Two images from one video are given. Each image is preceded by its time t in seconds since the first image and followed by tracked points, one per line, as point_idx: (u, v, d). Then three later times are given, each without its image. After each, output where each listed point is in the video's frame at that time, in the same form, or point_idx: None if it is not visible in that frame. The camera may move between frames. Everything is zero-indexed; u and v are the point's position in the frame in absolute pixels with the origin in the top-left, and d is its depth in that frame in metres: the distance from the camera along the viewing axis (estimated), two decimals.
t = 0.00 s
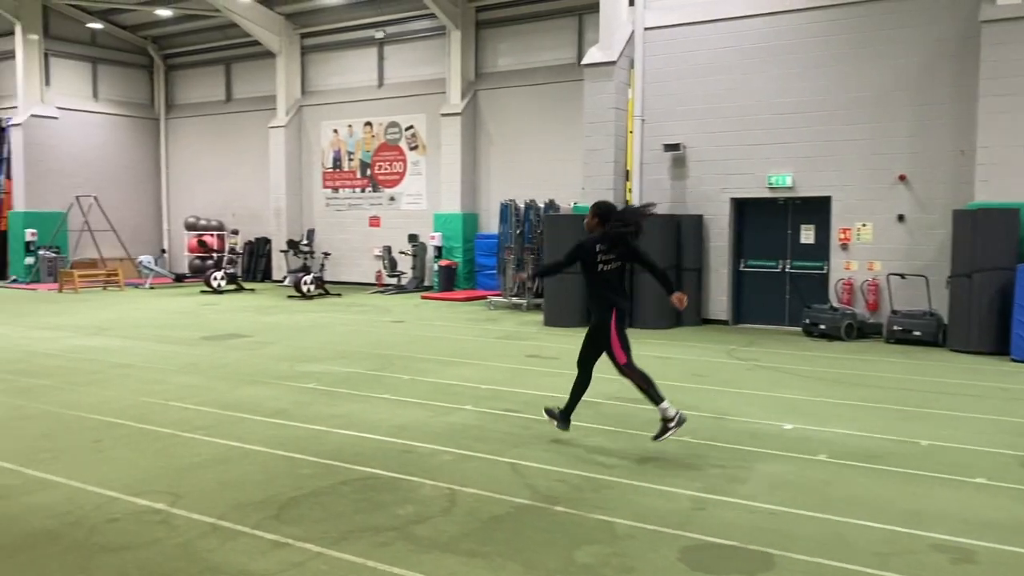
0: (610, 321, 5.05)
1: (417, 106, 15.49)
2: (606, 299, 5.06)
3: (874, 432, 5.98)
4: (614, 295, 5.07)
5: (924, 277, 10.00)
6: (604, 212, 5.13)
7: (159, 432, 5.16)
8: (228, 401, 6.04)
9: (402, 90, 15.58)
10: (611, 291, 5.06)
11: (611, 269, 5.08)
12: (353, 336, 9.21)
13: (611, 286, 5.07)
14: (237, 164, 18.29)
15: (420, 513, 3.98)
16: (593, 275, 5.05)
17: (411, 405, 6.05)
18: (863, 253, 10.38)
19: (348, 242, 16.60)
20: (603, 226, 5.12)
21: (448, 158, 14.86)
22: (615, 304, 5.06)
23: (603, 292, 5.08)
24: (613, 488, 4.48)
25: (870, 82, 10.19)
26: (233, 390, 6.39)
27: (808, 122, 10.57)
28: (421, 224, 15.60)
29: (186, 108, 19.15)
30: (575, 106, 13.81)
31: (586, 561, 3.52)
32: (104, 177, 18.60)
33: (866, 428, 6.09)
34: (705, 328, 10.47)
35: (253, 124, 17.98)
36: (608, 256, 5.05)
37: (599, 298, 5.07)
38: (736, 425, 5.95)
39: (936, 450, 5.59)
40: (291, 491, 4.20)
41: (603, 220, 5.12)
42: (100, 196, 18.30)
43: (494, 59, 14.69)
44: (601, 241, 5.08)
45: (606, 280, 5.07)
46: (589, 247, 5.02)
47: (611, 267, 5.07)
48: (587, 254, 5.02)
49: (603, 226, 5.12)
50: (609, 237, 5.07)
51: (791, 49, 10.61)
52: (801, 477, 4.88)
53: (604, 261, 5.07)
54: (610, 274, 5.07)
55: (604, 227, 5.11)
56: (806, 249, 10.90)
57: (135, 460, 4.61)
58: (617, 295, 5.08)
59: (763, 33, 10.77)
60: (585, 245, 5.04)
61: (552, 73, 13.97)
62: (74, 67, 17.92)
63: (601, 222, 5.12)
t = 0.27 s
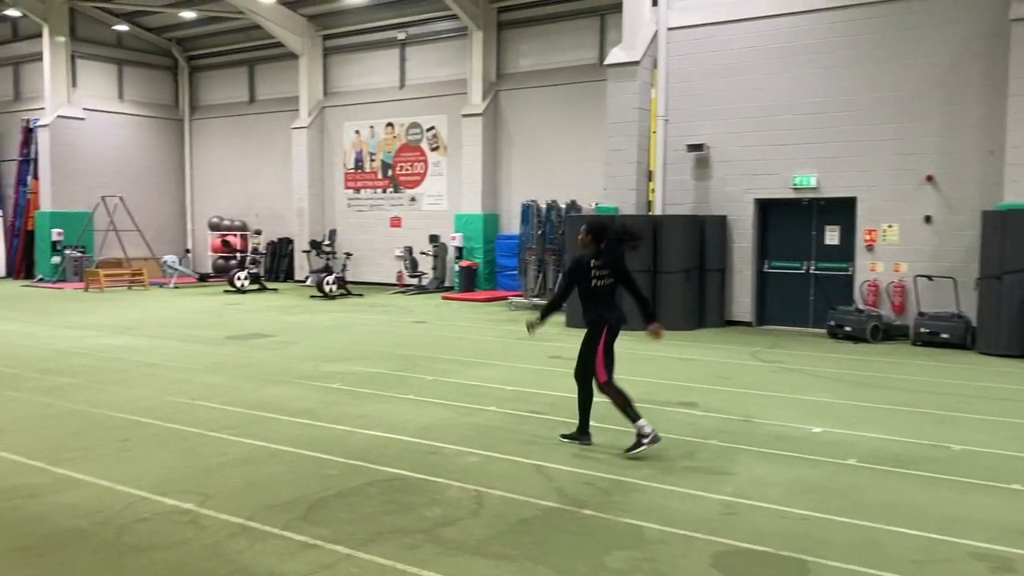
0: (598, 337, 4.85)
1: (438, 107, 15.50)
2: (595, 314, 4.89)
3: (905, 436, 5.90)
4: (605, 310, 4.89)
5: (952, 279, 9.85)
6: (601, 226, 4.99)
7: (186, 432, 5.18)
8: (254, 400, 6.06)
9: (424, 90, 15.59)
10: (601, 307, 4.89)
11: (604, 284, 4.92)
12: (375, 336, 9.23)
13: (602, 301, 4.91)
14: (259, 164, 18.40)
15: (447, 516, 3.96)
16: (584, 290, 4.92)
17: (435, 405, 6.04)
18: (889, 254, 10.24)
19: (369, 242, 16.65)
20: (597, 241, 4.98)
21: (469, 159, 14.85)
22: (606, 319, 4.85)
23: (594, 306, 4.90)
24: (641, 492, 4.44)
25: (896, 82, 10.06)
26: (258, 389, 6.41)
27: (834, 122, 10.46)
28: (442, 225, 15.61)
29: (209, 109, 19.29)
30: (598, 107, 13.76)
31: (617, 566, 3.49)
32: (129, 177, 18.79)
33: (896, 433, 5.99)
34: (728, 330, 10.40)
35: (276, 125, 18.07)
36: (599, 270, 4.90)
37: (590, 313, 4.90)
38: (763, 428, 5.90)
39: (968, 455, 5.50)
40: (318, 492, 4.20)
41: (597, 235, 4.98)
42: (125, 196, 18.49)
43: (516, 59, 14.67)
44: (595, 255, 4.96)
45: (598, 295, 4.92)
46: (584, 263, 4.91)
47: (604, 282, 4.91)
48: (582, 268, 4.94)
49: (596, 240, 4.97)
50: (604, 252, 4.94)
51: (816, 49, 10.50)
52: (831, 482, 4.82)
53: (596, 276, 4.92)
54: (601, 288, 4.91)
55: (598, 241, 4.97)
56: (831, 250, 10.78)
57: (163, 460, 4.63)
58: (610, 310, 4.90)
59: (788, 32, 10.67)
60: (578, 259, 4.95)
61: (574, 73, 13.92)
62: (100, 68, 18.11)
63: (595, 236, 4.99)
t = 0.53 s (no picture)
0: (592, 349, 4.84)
1: (459, 108, 15.49)
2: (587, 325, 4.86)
3: (935, 441, 5.79)
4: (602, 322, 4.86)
5: (980, 281, 9.69)
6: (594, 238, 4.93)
7: (211, 432, 5.18)
8: (277, 401, 6.06)
9: (444, 91, 15.59)
10: (599, 319, 4.84)
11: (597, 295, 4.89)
12: (396, 336, 9.22)
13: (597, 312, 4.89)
14: (280, 165, 18.49)
15: (474, 519, 3.92)
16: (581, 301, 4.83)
17: (458, 407, 6.01)
18: (915, 256, 10.10)
19: (389, 242, 16.68)
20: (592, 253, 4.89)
21: (489, 159, 14.82)
22: (607, 333, 4.81)
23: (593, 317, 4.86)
24: (668, 496, 4.38)
25: (923, 81, 9.91)
26: (281, 390, 6.41)
27: (859, 122, 10.32)
28: (462, 225, 15.60)
29: (231, 109, 19.40)
30: (619, 107, 13.68)
31: (647, 573, 3.43)
32: (152, 177, 18.94)
33: (926, 438, 5.89)
34: (752, 332, 10.30)
35: (297, 125, 18.14)
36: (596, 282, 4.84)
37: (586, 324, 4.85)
38: (791, 432, 5.81)
39: (1002, 461, 5.39)
40: (343, 494, 4.18)
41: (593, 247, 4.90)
42: (148, 196, 18.64)
43: (537, 59, 14.63)
44: (588, 266, 4.90)
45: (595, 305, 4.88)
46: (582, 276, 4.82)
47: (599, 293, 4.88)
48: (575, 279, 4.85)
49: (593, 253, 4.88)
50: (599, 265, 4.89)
51: (841, 48, 10.38)
52: (862, 487, 4.73)
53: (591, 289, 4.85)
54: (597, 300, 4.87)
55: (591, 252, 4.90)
56: (856, 252, 10.64)
57: (188, 460, 4.63)
58: (608, 322, 4.88)
59: (813, 31, 10.55)
60: (574, 270, 4.83)
61: (595, 73, 13.86)
62: (123, 69, 18.26)
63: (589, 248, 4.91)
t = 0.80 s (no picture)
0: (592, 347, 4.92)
1: (478, 108, 15.44)
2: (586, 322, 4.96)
3: (969, 446, 5.65)
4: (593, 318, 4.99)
5: (1010, 283, 9.50)
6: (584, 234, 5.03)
7: (233, 433, 5.15)
8: (298, 402, 6.01)
9: (464, 90, 15.54)
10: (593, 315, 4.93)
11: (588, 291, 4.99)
12: (416, 337, 9.17)
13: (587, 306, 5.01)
14: (300, 164, 18.52)
15: (500, 524, 3.84)
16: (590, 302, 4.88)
17: (481, 409, 5.93)
18: (943, 257, 9.91)
19: (408, 242, 16.65)
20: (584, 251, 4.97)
21: (509, 159, 14.75)
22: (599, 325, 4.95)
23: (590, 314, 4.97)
24: (698, 502, 4.28)
25: (952, 80, 9.74)
26: (303, 390, 6.38)
27: (886, 121, 10.16)
28: (481, 225, 15.54)
29: (251, 109, 19.45)
30: (640, 106, 13.57)
31: None
32: (172, 177, 19.03)
33: (960, 443, 5.75)
34: (775, 334, 10.16)
35: (317, 125, 18.16)
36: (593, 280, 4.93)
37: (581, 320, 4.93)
38: (820, 437, 5.69)
39: None
40: (367, 497, 4.11)
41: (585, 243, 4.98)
42: (168, 196, 18.73)
43: (557, 59, 14.55)
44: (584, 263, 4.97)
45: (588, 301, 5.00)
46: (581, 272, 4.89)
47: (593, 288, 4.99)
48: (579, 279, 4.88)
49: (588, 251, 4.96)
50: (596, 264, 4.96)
51: (867, 46, 10.23)
52: (896, 494, 4.61)
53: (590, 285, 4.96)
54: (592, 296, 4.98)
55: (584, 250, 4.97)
56: (881, 253, 10.47)
57: (212, 462, 4.60)
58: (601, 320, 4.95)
59: (839, 29, 10.39)
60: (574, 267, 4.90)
61: (616, 72, 13.75)
62: (144, 69, 18.36)
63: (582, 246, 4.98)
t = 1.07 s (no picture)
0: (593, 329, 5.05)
1: (497, 108, 15.40)
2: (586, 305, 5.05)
3: (1001, 452, 5.53)
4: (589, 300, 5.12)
5: None
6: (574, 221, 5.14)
7: (255, 434, 5.12)
8: (319, 402, 5.98)
9: (483, 91, 15.51)
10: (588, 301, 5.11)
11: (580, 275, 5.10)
12: (436, 338, 9.14)
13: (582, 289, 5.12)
14: (318, 165, 18.56)
15: (526, 528, 3.78)
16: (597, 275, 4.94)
17: (503, 411, 5.88)
18: (969, 259, 9.76)
19: (427, 242, 16.64)
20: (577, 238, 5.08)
21: (528, 159, 14.70)
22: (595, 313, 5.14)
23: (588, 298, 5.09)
24: (726, 507, 4.20)
25: (980, 79, 9.59)
26: (324, 391, 6.36)
27: (912, 121, 10.02)
28: (500, 226, 15.50)
29: (270, 110, 19.52)
30: (661, 106, 13.47)
31: None
32: (192, 177, 19.14)
33: (993, 449, 5.62)
34: (798, 337, 10.05)
35: (336, 125, 18.20)
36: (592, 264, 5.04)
37: (582, 307, 5.07)
38: (848, 441, 5.59)
39: None
40: (392, 500, 4.07)
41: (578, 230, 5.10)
42: (188, 196, 18.84)
43: (577, 59, 14.48)
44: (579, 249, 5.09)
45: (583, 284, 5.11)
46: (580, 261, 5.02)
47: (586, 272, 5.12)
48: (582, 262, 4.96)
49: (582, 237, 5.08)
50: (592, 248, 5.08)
51: (893, 45, 10.09)
52: (929, 501, 4.50)
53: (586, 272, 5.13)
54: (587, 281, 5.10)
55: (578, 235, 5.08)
56: (906, 254, 10.32)
57: (235, 462, 4.58)
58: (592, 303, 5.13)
59: (863, 28, 10.26)
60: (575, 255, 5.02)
61: (636, 72, 13.67)
62: (165, 70, 18.47)
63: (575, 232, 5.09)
